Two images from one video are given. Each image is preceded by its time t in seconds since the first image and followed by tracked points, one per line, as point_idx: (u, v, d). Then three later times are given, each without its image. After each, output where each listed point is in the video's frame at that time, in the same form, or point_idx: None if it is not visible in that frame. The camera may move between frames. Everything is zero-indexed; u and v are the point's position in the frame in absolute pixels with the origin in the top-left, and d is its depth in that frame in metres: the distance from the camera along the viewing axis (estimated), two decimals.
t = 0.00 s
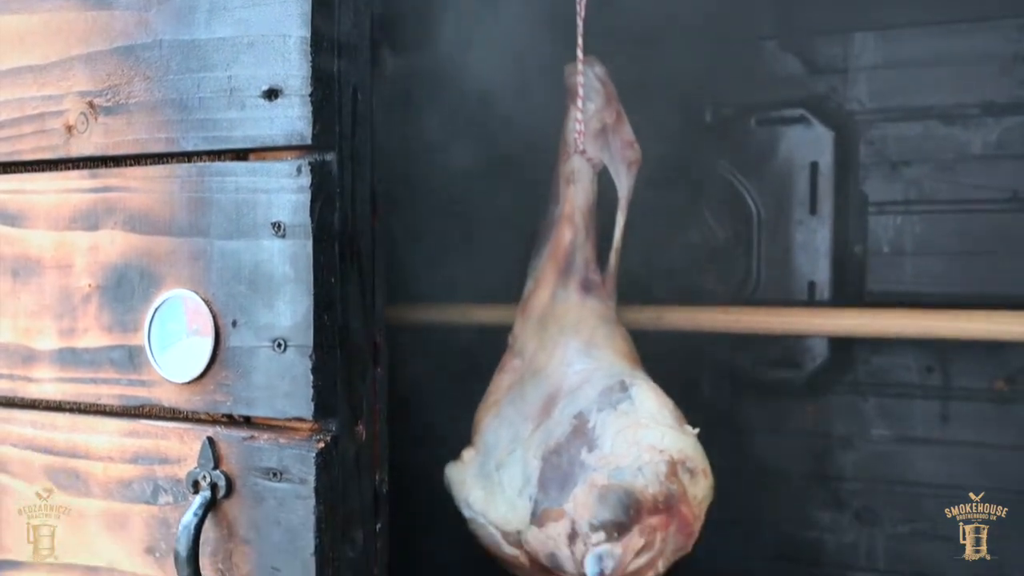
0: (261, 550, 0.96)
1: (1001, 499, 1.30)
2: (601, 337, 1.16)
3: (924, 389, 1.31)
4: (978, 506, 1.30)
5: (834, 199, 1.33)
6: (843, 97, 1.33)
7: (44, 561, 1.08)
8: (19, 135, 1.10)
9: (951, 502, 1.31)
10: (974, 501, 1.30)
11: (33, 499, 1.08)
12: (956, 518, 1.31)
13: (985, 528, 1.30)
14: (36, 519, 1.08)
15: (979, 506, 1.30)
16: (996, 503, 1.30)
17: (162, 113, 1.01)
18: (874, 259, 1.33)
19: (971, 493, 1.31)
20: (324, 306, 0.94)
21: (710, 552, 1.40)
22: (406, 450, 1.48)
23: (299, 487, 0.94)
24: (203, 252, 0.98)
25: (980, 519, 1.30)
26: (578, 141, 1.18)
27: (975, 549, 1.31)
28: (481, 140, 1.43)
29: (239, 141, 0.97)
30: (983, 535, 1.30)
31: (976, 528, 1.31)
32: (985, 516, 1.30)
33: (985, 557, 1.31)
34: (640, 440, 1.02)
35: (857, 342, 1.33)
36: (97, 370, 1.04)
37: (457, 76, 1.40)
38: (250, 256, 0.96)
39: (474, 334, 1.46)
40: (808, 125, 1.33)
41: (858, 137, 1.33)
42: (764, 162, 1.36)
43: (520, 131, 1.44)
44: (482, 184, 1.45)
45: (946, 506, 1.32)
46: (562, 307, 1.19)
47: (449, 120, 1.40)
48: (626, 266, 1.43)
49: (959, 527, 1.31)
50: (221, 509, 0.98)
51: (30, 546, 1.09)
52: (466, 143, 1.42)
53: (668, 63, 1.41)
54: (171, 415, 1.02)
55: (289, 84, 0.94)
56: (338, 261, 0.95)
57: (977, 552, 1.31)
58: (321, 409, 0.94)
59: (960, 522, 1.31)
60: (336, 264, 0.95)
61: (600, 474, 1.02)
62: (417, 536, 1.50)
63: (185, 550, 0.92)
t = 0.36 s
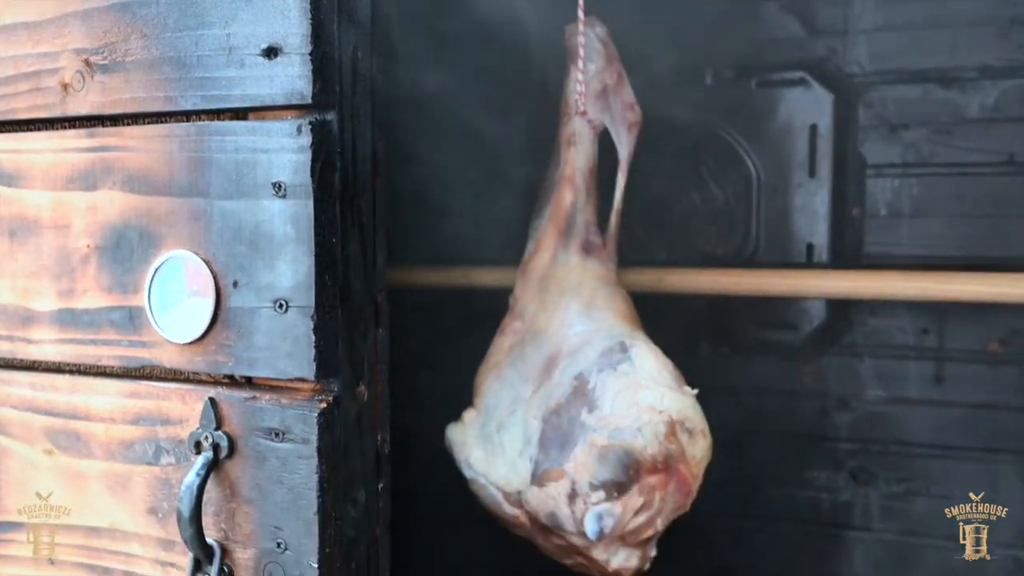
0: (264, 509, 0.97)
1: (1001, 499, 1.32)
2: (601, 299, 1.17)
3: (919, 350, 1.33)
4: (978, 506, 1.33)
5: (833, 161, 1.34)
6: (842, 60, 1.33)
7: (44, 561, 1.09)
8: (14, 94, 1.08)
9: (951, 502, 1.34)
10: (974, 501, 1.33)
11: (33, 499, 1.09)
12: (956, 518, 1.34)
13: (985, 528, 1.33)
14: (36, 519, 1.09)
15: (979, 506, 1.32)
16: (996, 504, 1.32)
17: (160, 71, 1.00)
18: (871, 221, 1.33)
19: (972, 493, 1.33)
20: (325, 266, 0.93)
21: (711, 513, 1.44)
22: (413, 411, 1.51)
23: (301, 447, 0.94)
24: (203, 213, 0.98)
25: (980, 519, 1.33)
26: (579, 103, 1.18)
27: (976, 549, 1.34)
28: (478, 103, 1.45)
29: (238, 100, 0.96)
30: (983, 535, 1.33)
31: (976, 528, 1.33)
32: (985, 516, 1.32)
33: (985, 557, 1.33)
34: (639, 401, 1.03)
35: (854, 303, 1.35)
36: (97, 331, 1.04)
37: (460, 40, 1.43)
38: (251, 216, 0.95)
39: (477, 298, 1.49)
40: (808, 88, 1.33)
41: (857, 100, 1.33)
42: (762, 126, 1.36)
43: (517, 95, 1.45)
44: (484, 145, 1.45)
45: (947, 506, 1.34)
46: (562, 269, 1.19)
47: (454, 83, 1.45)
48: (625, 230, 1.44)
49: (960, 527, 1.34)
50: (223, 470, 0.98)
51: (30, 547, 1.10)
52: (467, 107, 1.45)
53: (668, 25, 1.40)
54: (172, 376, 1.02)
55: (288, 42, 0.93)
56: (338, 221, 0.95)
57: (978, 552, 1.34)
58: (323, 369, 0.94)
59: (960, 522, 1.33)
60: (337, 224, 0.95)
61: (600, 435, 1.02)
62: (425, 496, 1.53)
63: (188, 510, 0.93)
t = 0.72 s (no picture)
0: (261, 489, 0.96)
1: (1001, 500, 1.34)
2: (597, 279, 1.17)
3: (910, 330, 1.34)
4: (978, 506, 1.34)
5: (827, 142, 1.34)
6: (836, 42, 1.33)
7: (45, 560, 1.09)
8: (4, 71, 1.07)
9: (951, 502, 1.35)
10: (974, 501, 1.34)
11: (33, 499, 1.08)
12: (956, 518, 1.35)
13: (985, 528, 1.34)
14: (36, 518, 1.09)
15: (979, 506, 1.34)
16: (995, 504, 1.34)
17: (153, 48, 0.99)
18: (864, 203, 1.35)
19: (972, 493, 1.34)
20: (322, 246, 0.93)
21: (705, 492, 1.45)
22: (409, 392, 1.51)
23: (298, 427, 0.94)
24: (198, 192, 0.97)
25: (980, 519, 1.34)
26: (575, 83, 1.18)
27: (976, 549, 1.35)
28: (475, 82, 1.45)
29: (232, 78, 0.96)
30: (983, 535, 1.34)
31: (976, 528, 1.34)
32: (985, 516, 1.34)
33: (985, 558, 1.35)
34: (634, 380, 1.04)
35: (847, 284, 1.36)
36: (91, 311, 1.03)
37: (457, 22, 1.44)
38: (246, 196, 0.95)
39: (474, 281, 1.50)
40: (802, 69, 1.34)
41: (851, 81, 1.33)
42: (756, 108, 1.36)
43: (512, 77, 1.45)
44: (479, 125, 1.46)
45: (947, 506, 1.36)
46: (557, 249, 1.19)
47: (449, 64, 1.45)
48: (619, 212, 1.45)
49: (960, 527, 1.35)
50: (219, 450, 0.98)
51: (29, 546, 1.09)
52: (462, 88, 1.45)
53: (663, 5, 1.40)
54: (167, 356, 1.02)
55: (284, 20, 0.92)
56: (335, 200, 0.94)
57: (977, 552, 1.35)
58: (319, 349, 0.94)
59: (960, 522, 1.35)
60: (333, 203, 0.94)
61: (595, 415, 1.03)
62: (420, 478, 1.54)
63: (184, 490, 0.92)
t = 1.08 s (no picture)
0: (240, 487, 0.96)
1: (1001, 501, 1.35)
2: (576, 275, 1.17)
3: (885, 325, 1.36)
4: (979, 507, 1.35)
5: (803, 139, 1.36)
6: (813, 39, 1.34)
7: (45, 561, 1.07)
8: None
9: (950, 503, 1.37)
10: (974, 502, 1.35)
11: (33, 499, 1.07)
12: (957, 518, 1.36)
13: (985, 528, 1.35)
14: (36, 519, 1.07)
15: (979, 506, 1.35)
16: (996, 504, 1.35)
17: (130, 44, 0.98)
18: (839, 199, 1.36)
19: (972, 494, 1.35)
20: (301, 243, 0.93)
21: (683, 486, 1.47)
22: (391, 387, 1.52)
23: (278, 424, 0.94)
24: (176, 188, 0.96)
25: (980, 519, 1.35)
26: (554, 78, 1.19)
27: (976, 549, 1.36)
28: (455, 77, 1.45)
29: (211, 74, 0.95)
30: (983, 535, 1.35)
31: (976, 528, 1.35)
32: (985, 516, 1.35)
33: (985, 557, 1.36)
34: (613, 376, 1.05)
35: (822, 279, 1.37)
36: (68, 308, 1.03)
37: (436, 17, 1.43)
38: (225, 193, 0.94)
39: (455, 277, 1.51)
40: (779, 66, 1.35)
41: (828, 78, 1.35)
42: (734, 104, 1.37)
43: (492, 71, 1.44)
44: (459, 121, 1.47)
45: (947, 507, 1.37)
46: (536, 245, 1.20)
47: (428, 60, 1.45)
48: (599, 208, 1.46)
49: (960, 527, 1.36)
50: (198, 448, 0.98)
51: (29, 546, 1.08)
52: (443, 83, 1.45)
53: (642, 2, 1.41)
54: (145, 353, 1.02)
55: (263, 16, 0.92)
56: (314, 198, 0.94)
57: (978, 552, 1.36)
58: (299, 346, 0.94)
59: (960, 522, 1.36)
60: (312, 201, 0.94)
61: (574, 410, 1.04)
62: (400, 473, 1.54)
63: (163, 487, 0.92)
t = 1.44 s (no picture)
0: (209, 487, 0.95)
1: (1000, 500, 1.33)
2: (551, 273, 1.17)
3: (861, 322, 1.36)
4: (979, 506, 1.34)
5: (779, 136, 1.35)
6: (789, 36, 1.34)
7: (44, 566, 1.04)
8: None
9: (951, 502, 1.35)
10: (975, 501, 1.34)
11: (33, 502, 1.03)
12: (957, 518, 1.35)
13: (985, 528, 1.33)
14: (37, 521, 1.03)
15: (978, 506, 1.34)
16: (995, 504, 1.33)
17: (96, 39, 0.97)
18: (816, 196, 1.36)
19: (972, 494, 1.34)
20: (271, 241, 0.91)
21: (662, 484, 1.47)
22: (367, 387, 1.51)
23: (247, 424, 0.93)
24: (143, 185, 0.95)
25: (980, 519, 1.34)
26: (528, 76, 1.18)
27: (976, 549, 1.34)
28: (432, 75, 1.45)
29: (179, 70, 0.94)
30: (983, 535, 1.34)
31: (976, 528, 1.34)
32: (985, 516, 1.33)
33: (985, 558, 1.34)
34: (588, 374, 1.04)
35: (799, 276, 1.37)
36: (33, 308, 1.01)
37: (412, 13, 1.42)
38: (193, 190, 0.93)
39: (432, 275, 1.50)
40: (755, 63, 1.35)
41: (804, 76, 1.35)
42: (711, 101, 1.37)
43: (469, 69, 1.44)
44: (436, 118, 1.46)
45: (947, 506, 1.35)
46: (512, 243, 1.19)
47: (405, 57, 1.44)
48: (576, 205, 1.46)
49: (960, 527, 1.35)
50: (167, 448, 0.97)
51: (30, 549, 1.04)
52: (419, 80, 1.45)
53: None
54: (113, 352, 1.00)
55: (230, 11, 0.90)
56: (284, 195, 0.93)
57: (977, 552, 1.34)
58: (268, 345, 0.92)
59: (960, 522, 1.34)
60: (281, 198, 0.93)
61: (549, 409, 1.03)
62: (377, 472, 1.53)
63: (131, 489, 0.91)
